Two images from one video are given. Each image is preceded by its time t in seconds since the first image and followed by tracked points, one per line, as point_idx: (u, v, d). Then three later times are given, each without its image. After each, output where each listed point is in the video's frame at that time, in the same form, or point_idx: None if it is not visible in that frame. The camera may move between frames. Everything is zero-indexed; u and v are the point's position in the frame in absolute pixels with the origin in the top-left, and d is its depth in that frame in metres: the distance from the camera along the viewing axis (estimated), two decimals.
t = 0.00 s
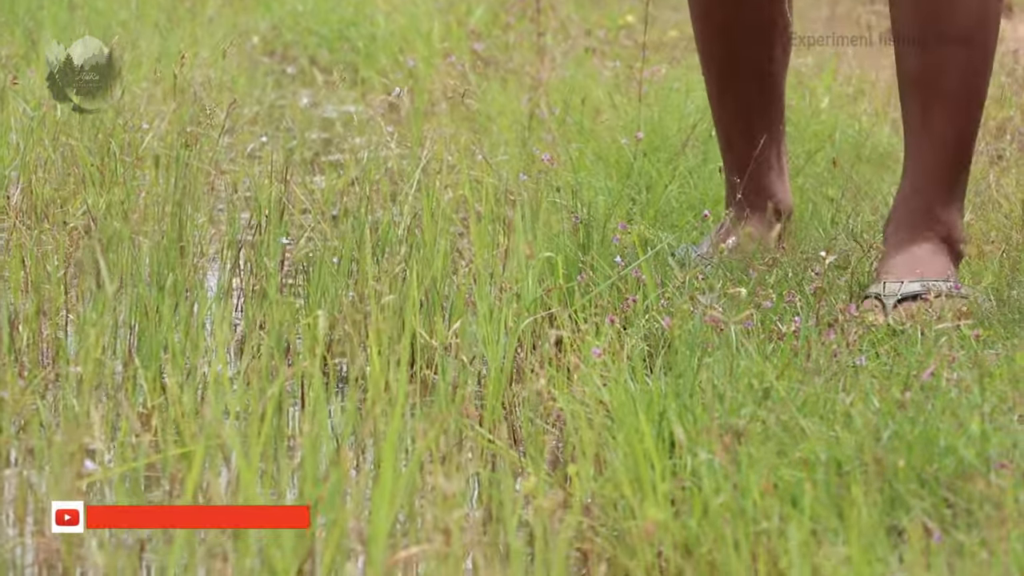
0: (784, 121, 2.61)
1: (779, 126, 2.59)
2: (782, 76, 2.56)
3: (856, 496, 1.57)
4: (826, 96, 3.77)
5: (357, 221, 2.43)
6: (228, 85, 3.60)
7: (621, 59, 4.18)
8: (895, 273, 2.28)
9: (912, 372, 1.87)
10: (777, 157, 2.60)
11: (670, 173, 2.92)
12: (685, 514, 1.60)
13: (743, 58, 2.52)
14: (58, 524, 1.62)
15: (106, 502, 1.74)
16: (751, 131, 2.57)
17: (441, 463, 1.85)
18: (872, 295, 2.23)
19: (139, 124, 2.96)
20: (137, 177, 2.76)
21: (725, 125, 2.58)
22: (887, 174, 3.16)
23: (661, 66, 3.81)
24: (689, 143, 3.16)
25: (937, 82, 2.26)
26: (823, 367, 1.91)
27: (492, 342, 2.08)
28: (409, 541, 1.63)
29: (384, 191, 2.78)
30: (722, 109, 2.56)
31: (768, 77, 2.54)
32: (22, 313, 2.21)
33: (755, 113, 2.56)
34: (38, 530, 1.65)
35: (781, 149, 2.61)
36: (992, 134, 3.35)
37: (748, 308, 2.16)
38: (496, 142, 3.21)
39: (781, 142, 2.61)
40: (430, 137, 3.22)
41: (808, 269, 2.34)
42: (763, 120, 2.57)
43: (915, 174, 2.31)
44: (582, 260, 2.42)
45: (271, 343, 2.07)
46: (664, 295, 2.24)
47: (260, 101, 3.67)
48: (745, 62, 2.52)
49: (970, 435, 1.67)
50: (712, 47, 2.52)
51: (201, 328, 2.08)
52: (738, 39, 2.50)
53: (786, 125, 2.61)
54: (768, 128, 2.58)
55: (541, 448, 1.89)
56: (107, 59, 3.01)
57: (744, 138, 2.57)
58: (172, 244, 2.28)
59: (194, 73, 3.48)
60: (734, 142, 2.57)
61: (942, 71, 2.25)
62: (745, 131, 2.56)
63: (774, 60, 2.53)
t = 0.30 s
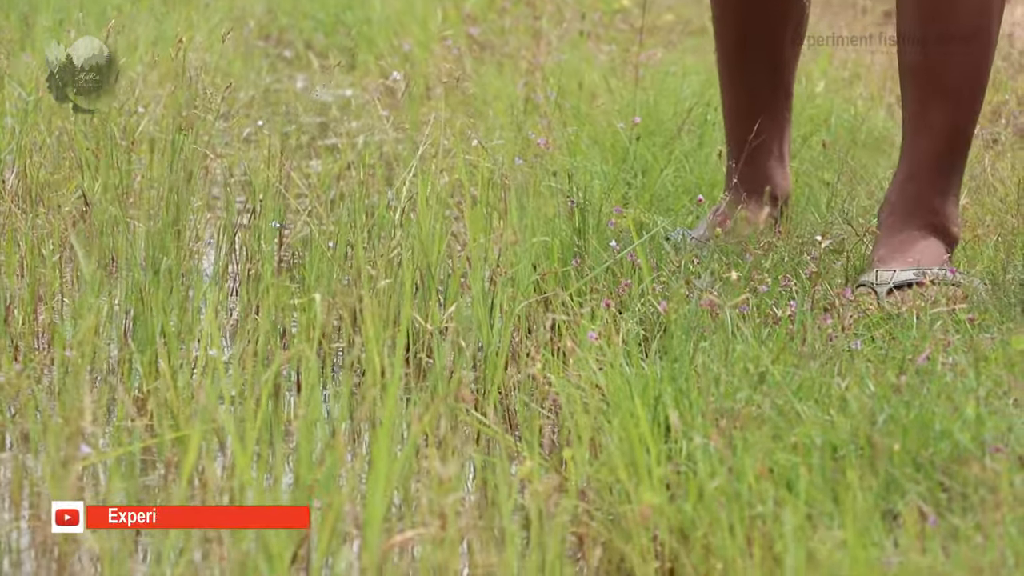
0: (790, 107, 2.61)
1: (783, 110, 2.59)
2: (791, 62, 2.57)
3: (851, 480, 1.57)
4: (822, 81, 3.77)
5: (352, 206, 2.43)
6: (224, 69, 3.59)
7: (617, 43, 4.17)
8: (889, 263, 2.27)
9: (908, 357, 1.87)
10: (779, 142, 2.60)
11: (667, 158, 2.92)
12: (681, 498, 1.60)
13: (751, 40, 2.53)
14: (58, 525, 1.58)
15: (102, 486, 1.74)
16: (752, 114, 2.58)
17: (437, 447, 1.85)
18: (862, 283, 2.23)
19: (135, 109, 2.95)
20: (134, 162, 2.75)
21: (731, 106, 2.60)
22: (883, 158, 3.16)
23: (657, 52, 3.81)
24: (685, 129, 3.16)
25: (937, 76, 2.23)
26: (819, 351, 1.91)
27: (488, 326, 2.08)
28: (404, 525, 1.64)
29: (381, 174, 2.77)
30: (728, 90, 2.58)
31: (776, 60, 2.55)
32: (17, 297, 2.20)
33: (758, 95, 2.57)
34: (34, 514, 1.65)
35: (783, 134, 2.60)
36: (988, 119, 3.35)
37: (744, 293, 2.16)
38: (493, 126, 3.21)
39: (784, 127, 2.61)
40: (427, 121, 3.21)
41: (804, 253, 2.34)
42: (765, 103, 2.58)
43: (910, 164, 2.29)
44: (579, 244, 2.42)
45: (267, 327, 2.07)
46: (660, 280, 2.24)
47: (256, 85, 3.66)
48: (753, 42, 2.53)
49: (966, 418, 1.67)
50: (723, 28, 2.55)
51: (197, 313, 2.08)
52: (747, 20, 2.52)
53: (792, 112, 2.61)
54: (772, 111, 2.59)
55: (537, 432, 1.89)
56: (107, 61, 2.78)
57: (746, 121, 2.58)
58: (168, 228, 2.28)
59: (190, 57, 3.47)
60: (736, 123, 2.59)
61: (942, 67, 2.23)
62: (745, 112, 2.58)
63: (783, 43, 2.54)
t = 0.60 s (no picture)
0: (786, 89, 2.61)
1: (779, 93, 2.59)
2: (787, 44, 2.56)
3: (847, 463, 1.57)
4: (818, 65, 3.77)
5: (348, 189, 2.42)
6: (220, 52, 3.59)
7: (613, 26, 4.16)
8: (885, 247, 2.28)
9: (904, 340, 1.87)
10: (775, 125, 2.60)
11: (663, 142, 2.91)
12: (677, 481, 1.60)
13: (747, 23, 2.52)
14: (58, 525, 1.58)
15: (98, 469, 1.74)
16: (748, 97, 2.58)
17: (433, 430, 1.85)
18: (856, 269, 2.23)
19: (131, 92, 2.95)
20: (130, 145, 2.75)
21: (726, 88, 2.60)
22: (880, 141, 3.15)
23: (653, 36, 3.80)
24: (682, 113, 3.16)
25: (932, 66, 2.23)
26: (815, 335, 1.91)
27: (484, 309, 2.08)
28: (400, 508, 1.63)
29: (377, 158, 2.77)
30: (724, 72, 2.58)
31: (772, 42, 2.54)
32: (13, 280, 2.20)
33: (754, 79, 2.56)
34: (30, 497, 1.65)
35: (779, 117, 2.60)
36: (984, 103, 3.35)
37: (740, 276, 2.16)
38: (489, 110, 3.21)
39: (779, 110, 2.60)
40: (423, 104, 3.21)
41: (800, 236, 2.34)
42: (761, 87, 2.57)
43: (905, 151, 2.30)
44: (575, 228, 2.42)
45: (263, 311, 2.07)
46: (656, 263, 2.24)
47: (252, 69, 3.65)
48: (749, 25, 2.52)
49: (962, 402, 1.67)
50: (719, 10, 2.54)
51: (193, 295, 2.07)
52: (742, 3, 2.51)
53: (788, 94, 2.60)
54: (767, 94, 2.59)
55: (532, 416, 1.89)
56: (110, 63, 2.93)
57: (742, 104, 2.58)
58: (164, 211, 2.28)
59: (186, 42, 3.47)
60: (733, 105, 2.58)
61: (936, 56, 2.22)
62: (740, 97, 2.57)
63: (780, 25, 2.53)
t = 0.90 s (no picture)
0: (775, 73, 2.60)
1: (768, 77, 2.58)
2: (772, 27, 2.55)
3: (843, 447, 1.57)
4: (814, 49, 3.76)
5: (344, 173, 2.42)
6: (215, 34, 3.57)
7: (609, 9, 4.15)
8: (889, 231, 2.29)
9: (900, 324, 1.88)
10: (765, 109, 2.59)
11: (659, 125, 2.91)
12: (673, 464, 1.60)
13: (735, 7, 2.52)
14: (58, 526, 1.55)
15: (93, 452, 1.73)
16: (737, 82, 2.57)
17: (429, 413, 1.85)
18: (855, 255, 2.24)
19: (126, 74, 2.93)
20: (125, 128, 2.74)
21: (715, 72, 2.59)
22: (876, 124, 3.15)
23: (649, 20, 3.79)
24: (678, 96, 3.15)
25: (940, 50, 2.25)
26: (812, 318, 1.91)
27: (480, 292, 2.08)
28: (396, 492, 1.63)
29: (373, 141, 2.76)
30: (713, 55, 2.57)
31: (758, 25, 2.54)
32: (9, 263, 2.19)
33: (743, 63, 2.56)
34: (26, 481, 1.65)
35: (768, 101, 2.60)
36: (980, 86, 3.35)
37: (737, 260, 2.16)
38: (485, 93, 3.20)
39: (769, 94, 2.60)
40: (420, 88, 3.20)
41: (797, 220, 2.34)
42: (750, 70, 2.56)
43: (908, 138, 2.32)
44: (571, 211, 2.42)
45: (259, 295, 2.06)
46: (652, 247, 2.24)
47: (247, 52, 3.64)
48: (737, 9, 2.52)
49: (957, 385, 1.68)
50: None
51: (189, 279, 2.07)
52: None
53: (776, 78, 2.60)
54: (757, 79, 2.58)
55: (528, 400, 1.89)
56: (107, 58, 2.63)
57: (732, 86, 2.57)
58: (159, 194, 2.27)
59: (181, 24, 3.45)
60: (722, 88, 2.58)
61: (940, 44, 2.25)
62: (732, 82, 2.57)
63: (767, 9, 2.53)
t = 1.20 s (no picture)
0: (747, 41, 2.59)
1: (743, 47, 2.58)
2: None
3: (840, 430, 1.57)
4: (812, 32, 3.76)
5: (342, 156, 2.41)
6: (212, 18, 3.56)
7: None
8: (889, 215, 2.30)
9: (897, 307, 1.88)
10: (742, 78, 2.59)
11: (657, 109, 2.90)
12: (671, 447, 1.60)
13: None
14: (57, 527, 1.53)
15: (91, 435, 1.73)
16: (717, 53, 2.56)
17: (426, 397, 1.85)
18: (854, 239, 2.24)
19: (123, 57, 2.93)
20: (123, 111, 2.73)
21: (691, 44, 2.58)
22: (873, 107, 3.15)
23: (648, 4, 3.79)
24: (676, 79, 3.14)
25: (934, 58, 2.27)
26: (809, 301, 1.91)
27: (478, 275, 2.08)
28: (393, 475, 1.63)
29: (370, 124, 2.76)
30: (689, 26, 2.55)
31: None
32: (6, 246, 2.19)
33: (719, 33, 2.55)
34: (23, 463, 1.65)
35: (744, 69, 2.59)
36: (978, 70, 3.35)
37: (734, 243, 2.16)
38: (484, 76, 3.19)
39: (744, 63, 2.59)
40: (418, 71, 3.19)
41: (794, 203, 2.34)
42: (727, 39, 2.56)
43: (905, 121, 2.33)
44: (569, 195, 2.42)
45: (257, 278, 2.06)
46: (649, 230, 2.24)
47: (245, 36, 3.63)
48: None
49: (955, 368, 1.68)
50: None
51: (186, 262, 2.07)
52: None
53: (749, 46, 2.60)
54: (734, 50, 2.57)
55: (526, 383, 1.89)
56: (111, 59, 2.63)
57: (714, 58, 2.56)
58: (157, 177, 2.27)
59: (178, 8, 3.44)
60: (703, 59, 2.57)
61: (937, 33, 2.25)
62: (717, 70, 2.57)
63: None
